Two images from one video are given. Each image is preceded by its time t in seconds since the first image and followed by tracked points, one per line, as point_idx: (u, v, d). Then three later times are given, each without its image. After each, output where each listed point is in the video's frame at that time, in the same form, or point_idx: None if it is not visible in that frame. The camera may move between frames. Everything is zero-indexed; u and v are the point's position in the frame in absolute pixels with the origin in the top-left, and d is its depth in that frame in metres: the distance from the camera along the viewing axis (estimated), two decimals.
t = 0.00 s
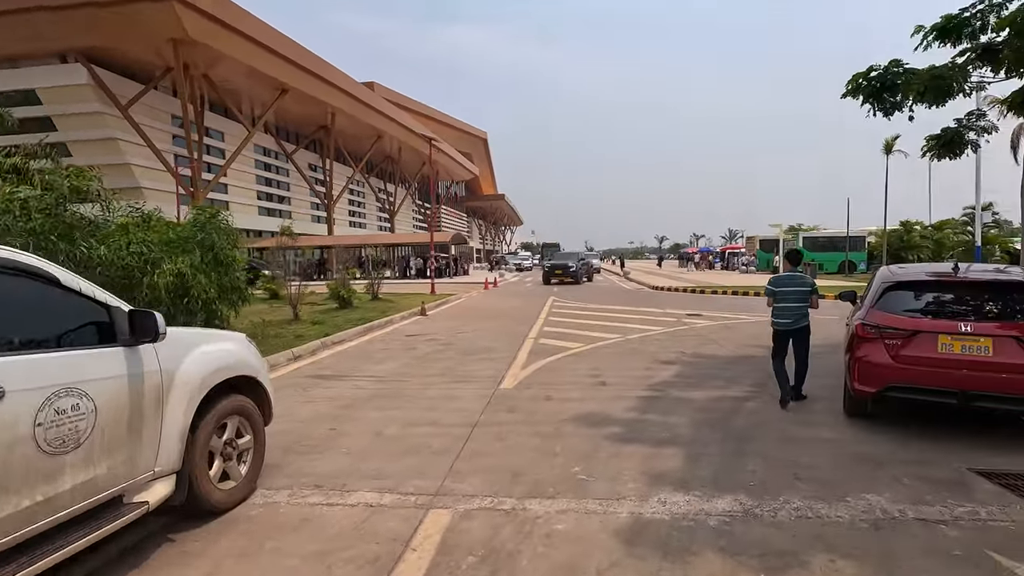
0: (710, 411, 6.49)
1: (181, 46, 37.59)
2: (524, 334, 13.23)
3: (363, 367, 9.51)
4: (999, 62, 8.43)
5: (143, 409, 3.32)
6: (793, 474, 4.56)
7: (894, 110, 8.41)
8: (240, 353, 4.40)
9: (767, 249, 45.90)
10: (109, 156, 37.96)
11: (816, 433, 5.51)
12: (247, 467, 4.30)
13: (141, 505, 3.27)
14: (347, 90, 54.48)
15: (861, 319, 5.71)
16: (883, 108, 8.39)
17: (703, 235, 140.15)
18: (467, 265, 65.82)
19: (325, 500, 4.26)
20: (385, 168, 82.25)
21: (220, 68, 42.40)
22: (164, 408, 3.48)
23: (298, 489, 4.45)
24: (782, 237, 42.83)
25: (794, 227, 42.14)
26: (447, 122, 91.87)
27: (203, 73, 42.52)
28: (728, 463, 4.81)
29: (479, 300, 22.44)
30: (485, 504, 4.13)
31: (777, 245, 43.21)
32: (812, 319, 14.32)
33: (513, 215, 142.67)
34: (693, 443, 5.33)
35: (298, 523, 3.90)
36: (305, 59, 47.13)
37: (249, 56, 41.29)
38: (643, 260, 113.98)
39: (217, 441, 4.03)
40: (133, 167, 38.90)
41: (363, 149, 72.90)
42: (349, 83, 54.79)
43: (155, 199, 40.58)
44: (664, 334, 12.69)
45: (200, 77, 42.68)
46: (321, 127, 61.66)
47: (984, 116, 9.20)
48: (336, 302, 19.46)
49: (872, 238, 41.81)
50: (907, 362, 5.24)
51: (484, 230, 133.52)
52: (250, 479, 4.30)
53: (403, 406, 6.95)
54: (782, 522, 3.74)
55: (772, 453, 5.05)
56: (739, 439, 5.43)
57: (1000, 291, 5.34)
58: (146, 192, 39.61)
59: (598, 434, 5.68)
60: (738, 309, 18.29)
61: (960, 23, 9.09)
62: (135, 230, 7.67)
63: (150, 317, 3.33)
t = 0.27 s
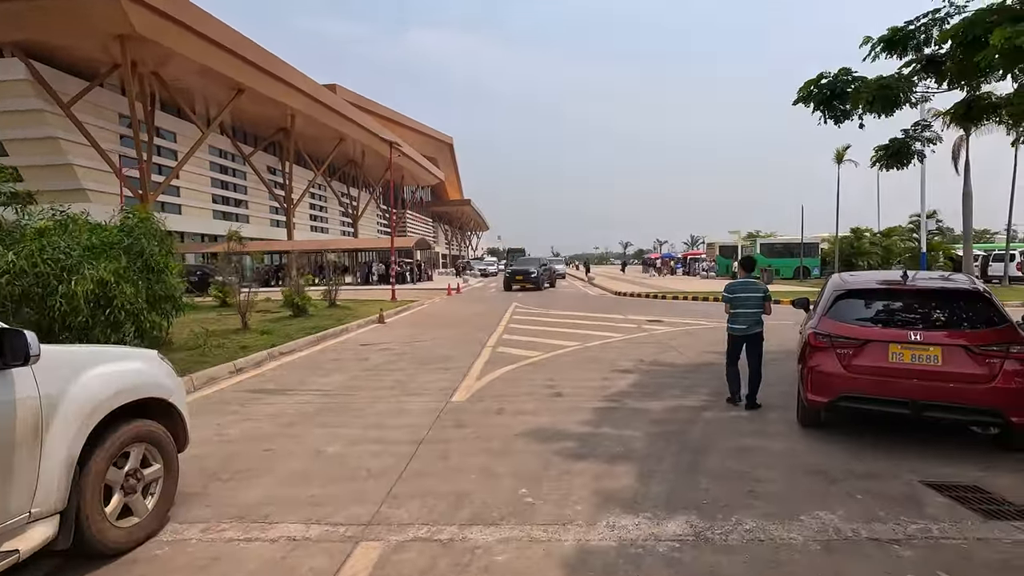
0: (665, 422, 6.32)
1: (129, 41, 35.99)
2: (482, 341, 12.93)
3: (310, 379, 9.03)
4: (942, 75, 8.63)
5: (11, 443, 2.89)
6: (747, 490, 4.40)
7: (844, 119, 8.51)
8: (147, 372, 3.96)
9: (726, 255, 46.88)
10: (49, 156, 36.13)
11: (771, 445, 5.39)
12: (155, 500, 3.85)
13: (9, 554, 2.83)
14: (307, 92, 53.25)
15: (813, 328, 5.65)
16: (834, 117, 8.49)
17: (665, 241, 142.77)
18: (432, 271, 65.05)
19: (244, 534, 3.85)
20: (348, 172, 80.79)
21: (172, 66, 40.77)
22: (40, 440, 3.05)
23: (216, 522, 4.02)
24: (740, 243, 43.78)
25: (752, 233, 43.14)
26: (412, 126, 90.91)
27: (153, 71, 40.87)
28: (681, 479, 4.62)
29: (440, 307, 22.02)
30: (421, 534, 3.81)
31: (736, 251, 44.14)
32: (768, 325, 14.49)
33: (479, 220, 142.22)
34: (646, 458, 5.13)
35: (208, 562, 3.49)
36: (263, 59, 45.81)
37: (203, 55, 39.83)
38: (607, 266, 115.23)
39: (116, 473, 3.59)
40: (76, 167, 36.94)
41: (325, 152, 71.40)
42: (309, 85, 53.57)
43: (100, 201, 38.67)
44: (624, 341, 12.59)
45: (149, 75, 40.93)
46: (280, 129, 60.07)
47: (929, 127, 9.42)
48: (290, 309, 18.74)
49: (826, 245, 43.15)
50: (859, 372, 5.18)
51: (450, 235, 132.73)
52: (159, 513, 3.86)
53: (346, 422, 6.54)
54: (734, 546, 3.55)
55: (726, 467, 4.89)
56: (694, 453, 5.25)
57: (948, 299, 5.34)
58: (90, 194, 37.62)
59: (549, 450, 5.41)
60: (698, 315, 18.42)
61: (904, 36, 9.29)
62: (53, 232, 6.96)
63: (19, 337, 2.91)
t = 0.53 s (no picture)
0: (646, 428, 6.08)
1: (110, 38, 35.33)
2: (465, 344, 12.65)
3: (282, 384, 8.70)
4: (929, 72, 8.47)
5: None
6: (728, 502, 4.17)
7: (831, 116, 8.34)
8: (80, 382, 3.63)
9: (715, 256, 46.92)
10: (28, 155, 35.49)
11: (754, 453, 5.17)
12: (86, 520, 3.54)
13: None
14: (295, 91, 52.69)
15: (799, 331, 5.45)
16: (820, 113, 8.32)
17: (655, 243, 143.27)
18: (421, 272, 64.61)
19: (185, 556, 3.54)
20: (337, 173, 80.14)
21: (155, 64, 40.13)
22: None
23: (155, 543, 3.70)
24: (729, 244, 43.78)
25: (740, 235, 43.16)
26: (401, 127, 90.38)
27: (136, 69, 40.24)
28: (660, 491, 4.38)
29: (426, 308, 21.72)
30: (377, 554, 3.53)
31: (725, 253, 44.16)
32: (755, 327, 14.34)
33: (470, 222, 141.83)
34: (624, 468, 4.88)
35: None
36: (249, 57, 45.25)
37: (187, 53, 39.24)
38: (598, 267, 115.36)
39: (38, 493, 3.27)
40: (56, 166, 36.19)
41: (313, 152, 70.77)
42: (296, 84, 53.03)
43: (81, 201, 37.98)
44: (609, 343, 12.36)
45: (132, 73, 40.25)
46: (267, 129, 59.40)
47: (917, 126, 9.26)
48: (271, 312, 18.36)
49: (814, 246, 43.27)
50: (845, 376, 4.97)
51: (440, 236, 132.27)
52: (91, 533, 3.54)
53: (313, 430, 6.24)
54: (713, 566, 3.30)
55: (707, 477, 4.65)
56: (674, 462, 5.01)
57: (938, 300, 5.14)
58: (71, 193, 36.89)
59: (523, 458, 5.16)
60: (685, 316, 18.27)
61: (891, 33, 9.13)
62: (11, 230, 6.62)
63: None
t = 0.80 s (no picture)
0: (639, 439, 5.79)
1: (107, 36, 35.11)
2: (457, 347, 12.36)
3: (265, 389, 8.42)
4: (936, 66, 8.13)
5: None
6: (723, 524, 3.87)
7: (833, 112, 8.03)
8: (20, 396, 3.35)
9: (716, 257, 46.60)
10: (25, 154, 35.28)
11: (752, 468, 4.87)
12: (23, 547, 3.26)
13: None
14: (294, 91, 52.46)
15: (799, 338, 5.15)
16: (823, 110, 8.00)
17: (657, 242, 142.94)
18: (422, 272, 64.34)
19: None
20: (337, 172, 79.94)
21: (153, 63, 39.93)
22: None
23: (100, 570, 3.42)
24: (730, 245, 43.42)
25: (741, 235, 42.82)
26: (402, 126, 90.14)
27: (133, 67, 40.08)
28: (649, 511, 4.08)
29: (423, 309, 21.44)
30: None
31: (727, 253, 43.81)
32: (755, 329, 14.04)
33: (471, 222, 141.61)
34: (614, 484, 4.59)
35: None
36: (248, 56, 45.02)
37: (185, 52, 39.03)
38: (600, 267, 115.09)
39: None
40: (53, 165, 36.00)
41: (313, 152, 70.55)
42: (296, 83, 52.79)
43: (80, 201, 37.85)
44: (605, 346, 12.05)
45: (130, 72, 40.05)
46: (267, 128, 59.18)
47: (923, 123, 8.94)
48: (263, 313, 18.10)
49: (816, 246, 42.89)
50: (848, 387, 4.67)
51: (441, 236, 132.00)
52: (29, 561, 3.27)
53: (290, 439, 5.94)
54: None
55: (702, 495, 4.35)
56: (667, 477, 4.72)
57: (947, 305, 4.83)
58: (68, 193, 36.70)
59: (507, 473, 4.87)
60: (685, 318, 17.97)
61: (896, 26, 8.78)
62: None
63: None
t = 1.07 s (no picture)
0: (629, 442, 5.50)
1: (91, 25, 34.40)
2: (445, 343, 12.05)
3: (240, 388, 8.09)
4: (939, 52, 7.84)
5: None
6: (716, 538, 3.58)
7: (832, 101, 7.73)
8: None
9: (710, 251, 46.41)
10: (9, 146, 34.62)
11: (748, 474, 4.58)
12: None
13: None
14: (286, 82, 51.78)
15: (797, 336, 4.86)
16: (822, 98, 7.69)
17: (652, 236, 142.81)
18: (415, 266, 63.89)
19: None
20: (330, 166, 79.23)
21: (139, 53, 39.21)
22: None
23: None
24: (725, 239, 43.17)
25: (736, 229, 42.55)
26: (396, 120, 89.45)
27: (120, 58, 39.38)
28: (637, 524, 3.78)
29: (413, 305, 21.10)
30: None
31: (721, 248, 43.66)
32: (750, 325, 13.79)
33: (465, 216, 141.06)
34: (600, 492, 4.29)
35: None
36: (238, 46, 44.32)
37: (172, 41, 38.33)
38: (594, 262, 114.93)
39: None
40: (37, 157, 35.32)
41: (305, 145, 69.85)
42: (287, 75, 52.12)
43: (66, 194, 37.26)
44: (597, 342, 11.76)
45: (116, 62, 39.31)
46: (258, 121, 58.45)
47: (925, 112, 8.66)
48: (249, 308, 17.74)
49: (810, 241, 42.69)
50: (850, 389, 4.38)
51: (436, 230, 131.39)
52: None
53: (260, 443, 5.63)
54: None
55: (694, 505, 4.06)
56: (656, 485, 4.43)
57: (951, 301, 4.57)
58: (53, 185, 36.05)
59: (487, 480, 4.56)
60: (678, 313, 17.72)
61: (897, 13, 8.47)
62: None
63: None
